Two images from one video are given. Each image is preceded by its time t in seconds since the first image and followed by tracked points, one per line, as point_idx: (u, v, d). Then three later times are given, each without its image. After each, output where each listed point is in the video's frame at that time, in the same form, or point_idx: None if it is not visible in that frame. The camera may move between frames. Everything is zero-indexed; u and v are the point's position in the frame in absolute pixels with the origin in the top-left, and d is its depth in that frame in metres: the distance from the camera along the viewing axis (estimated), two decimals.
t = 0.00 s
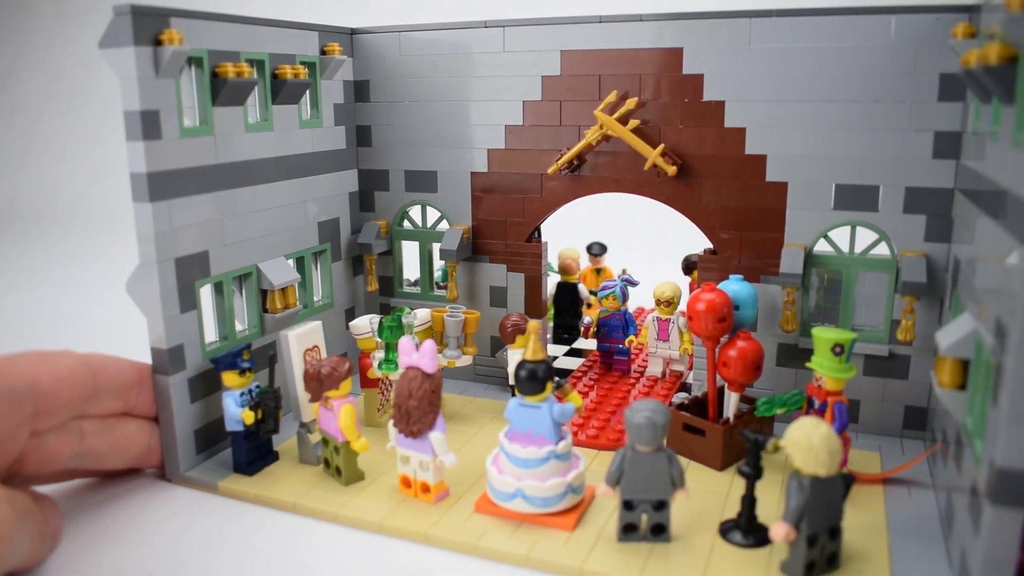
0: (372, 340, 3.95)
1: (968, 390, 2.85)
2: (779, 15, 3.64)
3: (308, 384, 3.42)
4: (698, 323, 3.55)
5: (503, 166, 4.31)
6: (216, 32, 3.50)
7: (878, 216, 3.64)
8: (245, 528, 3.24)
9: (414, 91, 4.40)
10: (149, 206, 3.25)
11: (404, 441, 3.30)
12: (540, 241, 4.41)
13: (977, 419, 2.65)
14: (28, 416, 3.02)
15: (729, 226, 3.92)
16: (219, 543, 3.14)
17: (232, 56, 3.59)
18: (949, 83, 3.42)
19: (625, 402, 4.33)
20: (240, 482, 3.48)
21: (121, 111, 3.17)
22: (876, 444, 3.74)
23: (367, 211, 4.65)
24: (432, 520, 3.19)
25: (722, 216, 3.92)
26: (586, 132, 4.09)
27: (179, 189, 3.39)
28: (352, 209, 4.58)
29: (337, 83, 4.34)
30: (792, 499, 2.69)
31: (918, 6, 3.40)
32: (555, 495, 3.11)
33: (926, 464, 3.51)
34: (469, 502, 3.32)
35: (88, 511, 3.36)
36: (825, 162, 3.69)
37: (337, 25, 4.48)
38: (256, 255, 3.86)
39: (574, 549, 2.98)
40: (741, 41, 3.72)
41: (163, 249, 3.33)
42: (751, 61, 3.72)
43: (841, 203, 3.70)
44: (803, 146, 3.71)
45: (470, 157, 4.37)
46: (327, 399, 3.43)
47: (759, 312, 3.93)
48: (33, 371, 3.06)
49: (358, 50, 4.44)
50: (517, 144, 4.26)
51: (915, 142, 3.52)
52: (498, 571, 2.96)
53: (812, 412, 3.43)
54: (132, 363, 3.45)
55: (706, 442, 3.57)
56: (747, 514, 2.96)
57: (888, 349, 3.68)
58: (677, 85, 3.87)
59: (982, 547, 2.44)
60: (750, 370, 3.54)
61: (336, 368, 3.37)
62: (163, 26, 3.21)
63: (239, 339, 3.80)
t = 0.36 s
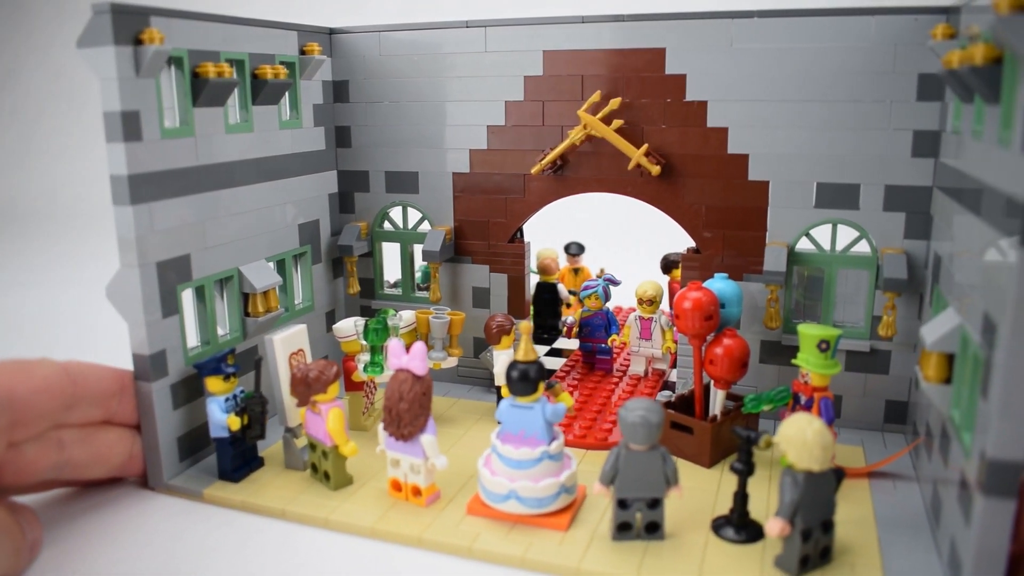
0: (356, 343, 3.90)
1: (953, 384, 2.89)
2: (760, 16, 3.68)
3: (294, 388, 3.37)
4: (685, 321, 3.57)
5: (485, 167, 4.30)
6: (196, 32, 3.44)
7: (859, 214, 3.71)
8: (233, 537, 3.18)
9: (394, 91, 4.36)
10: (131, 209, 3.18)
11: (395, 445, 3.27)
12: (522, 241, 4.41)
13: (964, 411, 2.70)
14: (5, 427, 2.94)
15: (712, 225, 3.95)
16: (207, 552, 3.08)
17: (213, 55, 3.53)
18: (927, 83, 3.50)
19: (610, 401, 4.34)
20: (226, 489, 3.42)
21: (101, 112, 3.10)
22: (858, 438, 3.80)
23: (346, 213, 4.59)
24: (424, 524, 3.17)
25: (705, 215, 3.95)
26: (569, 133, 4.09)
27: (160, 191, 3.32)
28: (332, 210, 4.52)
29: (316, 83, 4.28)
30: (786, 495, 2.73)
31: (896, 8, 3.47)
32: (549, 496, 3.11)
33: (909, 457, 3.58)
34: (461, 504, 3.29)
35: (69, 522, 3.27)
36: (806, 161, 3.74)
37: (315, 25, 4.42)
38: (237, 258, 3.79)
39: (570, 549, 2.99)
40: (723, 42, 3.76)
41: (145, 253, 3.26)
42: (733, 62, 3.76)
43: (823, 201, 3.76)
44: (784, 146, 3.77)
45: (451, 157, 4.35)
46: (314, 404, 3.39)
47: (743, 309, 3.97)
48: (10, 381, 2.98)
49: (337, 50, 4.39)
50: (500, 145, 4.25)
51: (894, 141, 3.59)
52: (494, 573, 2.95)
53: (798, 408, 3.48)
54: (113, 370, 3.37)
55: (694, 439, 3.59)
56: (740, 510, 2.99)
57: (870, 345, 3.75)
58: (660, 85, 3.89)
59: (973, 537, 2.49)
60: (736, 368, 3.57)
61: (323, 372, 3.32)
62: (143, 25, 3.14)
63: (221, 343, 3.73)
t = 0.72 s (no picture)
0: (339, 347, 3.86)
1: (938, 377, 2.97)
2: (740, 17, 3.72)
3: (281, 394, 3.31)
4: (671, 320, 3.60)
5: (466, 167, 4.28)
6: (174, 31, 3.36)
7: (838, 211, 3.78)
8: (221, 547, 3.11)
9: (372, 91, 4.31)
10: (110, 213, 3.09)
11: (385, 449, 3.23)
12: (503, 242, 4.40)
13: (952, 402, 2.77)
14: None
15: (694, 223, 3.99)
16: (196, 564, 3.01)
17: (191, 55, 3.45)
18: (903, 83, 3.59)
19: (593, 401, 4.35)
20: (211, 498, 3.34)
21: (78, 113, 3.00)
22: (839, 432, 3.87)
23: (323, 215, 4.52)
24: (418, 528, 3.14)
25: (686, 214, 3.99)
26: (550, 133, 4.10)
27: (139, 194, 3.24)
28: (308, 213, 4.45)
29: (292, 84, 4.21)
30: (782, 489, 2.76)
31: (873, 10, 3.55)
32: (544, 496, 3.10)
33: (889, 449, 3.66)
34: (453, 508, 3.27)
35: (46, 537, 3.16)
36: (786, 160, 3.81)
37: (290, 24, 4.35)
38: (216, 262, 3.71)
39: (567, 550, 2.98)
40: (703, 42, 3.79)
41: (124, 257, 3.17)
42: (714, 62, 3.80)
43: (802, 199, 3.82)
44: (764, 145, 3.82)
45: (430, 158, 4.32)
46: (301, 410, 3.33)
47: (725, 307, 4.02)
48: None
49: (313, 49, 4.32)
50: (480, 145, 4.23)
51: (871, 140, 3.67)
52: None
53: (783, 403, 3.54)
54: (91, 379, 3.26)
55: (682, 437, 3.62)
56: (733, 506, 3.02)
57: (849, 340, 3.82)
58: (642, 85, 3.91)
59: (964, 526, 2.55)
60: (722, 365, 3.61)
61: (310, 377, 3.26)
62: (121, 23, 3.06)
63: (200, 350, 3.65)
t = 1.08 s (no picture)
0: (320, 351, 3.79)
1: (921, 370, 3.03)
2: (717, 18, 3.77)
3: (264, 401, 3.23)
4: (655, 319, 3.61)
5: (442, 168, 4.24)
6: (147, 29, 3.26)
7: (814, 209, 3.85)
8: (207, 560, 3.02)
9: (346, 92, 4.24)
10: (84, 217, 2.98)
11: (374, 455, 3.18)
12: (481, 243, 4.37)
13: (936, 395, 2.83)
14: None
15: (673, 223, 4.02)
16: None
17: (164, 54, 3.35)
18: (877, 83, 3.67)
19: (573, 401, 4.35)
20: (193, 510, 3.24)
21: (49, 115, 2.89)
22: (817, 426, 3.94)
23: (296, 217, 4.44)
24: (410, 534, 3.09)
25: (665, 214, 4.01)
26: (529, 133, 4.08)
27: (113, 198, 3.13)
28: (281, 215, 4.36)
29: (264, 84, 4.12)
30: (775, 484, 2.80)
31: (847, 11, 3.62)
32: (536, 498, 3.09)
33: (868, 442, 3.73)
34: (444, 512, 3.23)
35: (20, 556, 3.04)
36: (763, 159, 3.86)
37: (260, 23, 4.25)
38: (191, 266, 3.61)
39: (561, 551, 2.98)
40: (681, 43, 3.83)
41: (99, 264, 3.06)
42: (692, 62, 3.83)
43: (779, 198, 3.88)
44: (742, 144, 3.87)
45: (407, 159, 4.26)
46: (285, 417, 3.26)
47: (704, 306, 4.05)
48: None
49: (285, 49, 4.23)
50: (458, 146, 4.19)
51: (846, 139, 3.74)
52: None
53: (767, 400, 3.57)
54: (65, 390, 3.15)
55: (667, 435, 3.64)
56: (724, 502, 3.05)
57: (827, 336, 3.89)
58: (620, 85, 3.93)
59: (954, 517, 2.60)
60: (705, 363, 3.65)
61: (295, 383, 3.18)
62: (94, 22, 2.95)
63: (176, 357, 3.54)
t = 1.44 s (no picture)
0: (304, 355, 3.73)
1: (905, 364, 3.09)
2: (698, 19, 3.81)
3: (252, 406, 3.18)
4: (641, 318, 3.64)
5: (424, 169, 4.21)
6: (126, 28, 3.18)
7: (794, 208, 3.91)
8: (196, 570, 2.96)
9: (325, 92, 4.18)
10: (65, 221, 2.90)
11: (365, 459, 3.15)
12: (463, 244, 4.35)
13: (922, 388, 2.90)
14: None
15: (656, 222, 4.05)
16: None
17: (144, 54, 3.28)
18: (855, 83, 3.74)
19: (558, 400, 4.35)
20: (179, 519, 3.18)
21: (28, 116, 2.81)
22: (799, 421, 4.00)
23: (275, 219, 4.37)
24: (404, 538, 3.07)
25: (649, 213, 4.05)
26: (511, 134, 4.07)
27: (93, 201, 3.05)
28: (259, 218, 4.28)
29: (241, 84, 4.05)
30: (769, 479, 2.83)
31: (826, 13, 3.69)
32: (531, 499, 3.08)
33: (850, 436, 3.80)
34: (437, 515, 3.21)
35: None
36: (744, 158, 3.91)
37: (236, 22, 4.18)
38: (171, 271, 3.54)
39: (558, 551, 2.98)
40: (663, 43, 3.86)
41: (81, 269, 2.99)
42: (674, 62, 3.86)
43: (760, 196, 3.94)
44: (724, 144, 3.91)
45: (388, 160, 4.22)
46: (274, 422, 3.21)
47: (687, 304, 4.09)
48: None
49: (262, 48, 4.16)
50: (440, 146, 4.17)
51: (825, 139, 3.81)
52: None
53: (753, 396, 3.61)
54: (47, 400, 3.08)
55: (655, 432, 3.67)
56: (716, 498, 3.08)
57: (808, 332, 3.96)
58: (603, 86, 3.94)
59: (945, 507, 2.66)
60: (691, 360, 3.68)
61: (283, 388, 3.14)
62: (73, 20, 2.88)
63: (158, 364, 3.47)
